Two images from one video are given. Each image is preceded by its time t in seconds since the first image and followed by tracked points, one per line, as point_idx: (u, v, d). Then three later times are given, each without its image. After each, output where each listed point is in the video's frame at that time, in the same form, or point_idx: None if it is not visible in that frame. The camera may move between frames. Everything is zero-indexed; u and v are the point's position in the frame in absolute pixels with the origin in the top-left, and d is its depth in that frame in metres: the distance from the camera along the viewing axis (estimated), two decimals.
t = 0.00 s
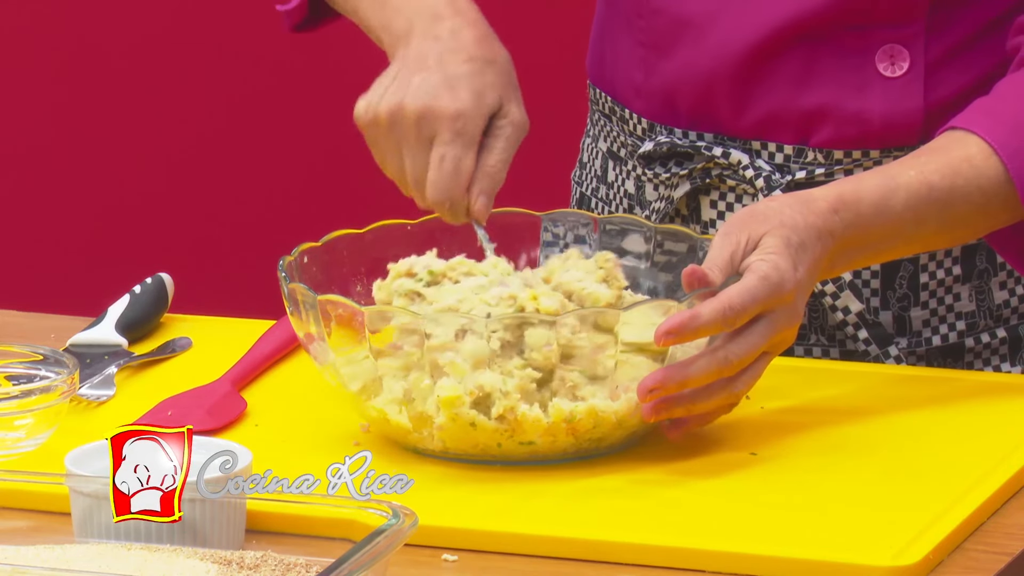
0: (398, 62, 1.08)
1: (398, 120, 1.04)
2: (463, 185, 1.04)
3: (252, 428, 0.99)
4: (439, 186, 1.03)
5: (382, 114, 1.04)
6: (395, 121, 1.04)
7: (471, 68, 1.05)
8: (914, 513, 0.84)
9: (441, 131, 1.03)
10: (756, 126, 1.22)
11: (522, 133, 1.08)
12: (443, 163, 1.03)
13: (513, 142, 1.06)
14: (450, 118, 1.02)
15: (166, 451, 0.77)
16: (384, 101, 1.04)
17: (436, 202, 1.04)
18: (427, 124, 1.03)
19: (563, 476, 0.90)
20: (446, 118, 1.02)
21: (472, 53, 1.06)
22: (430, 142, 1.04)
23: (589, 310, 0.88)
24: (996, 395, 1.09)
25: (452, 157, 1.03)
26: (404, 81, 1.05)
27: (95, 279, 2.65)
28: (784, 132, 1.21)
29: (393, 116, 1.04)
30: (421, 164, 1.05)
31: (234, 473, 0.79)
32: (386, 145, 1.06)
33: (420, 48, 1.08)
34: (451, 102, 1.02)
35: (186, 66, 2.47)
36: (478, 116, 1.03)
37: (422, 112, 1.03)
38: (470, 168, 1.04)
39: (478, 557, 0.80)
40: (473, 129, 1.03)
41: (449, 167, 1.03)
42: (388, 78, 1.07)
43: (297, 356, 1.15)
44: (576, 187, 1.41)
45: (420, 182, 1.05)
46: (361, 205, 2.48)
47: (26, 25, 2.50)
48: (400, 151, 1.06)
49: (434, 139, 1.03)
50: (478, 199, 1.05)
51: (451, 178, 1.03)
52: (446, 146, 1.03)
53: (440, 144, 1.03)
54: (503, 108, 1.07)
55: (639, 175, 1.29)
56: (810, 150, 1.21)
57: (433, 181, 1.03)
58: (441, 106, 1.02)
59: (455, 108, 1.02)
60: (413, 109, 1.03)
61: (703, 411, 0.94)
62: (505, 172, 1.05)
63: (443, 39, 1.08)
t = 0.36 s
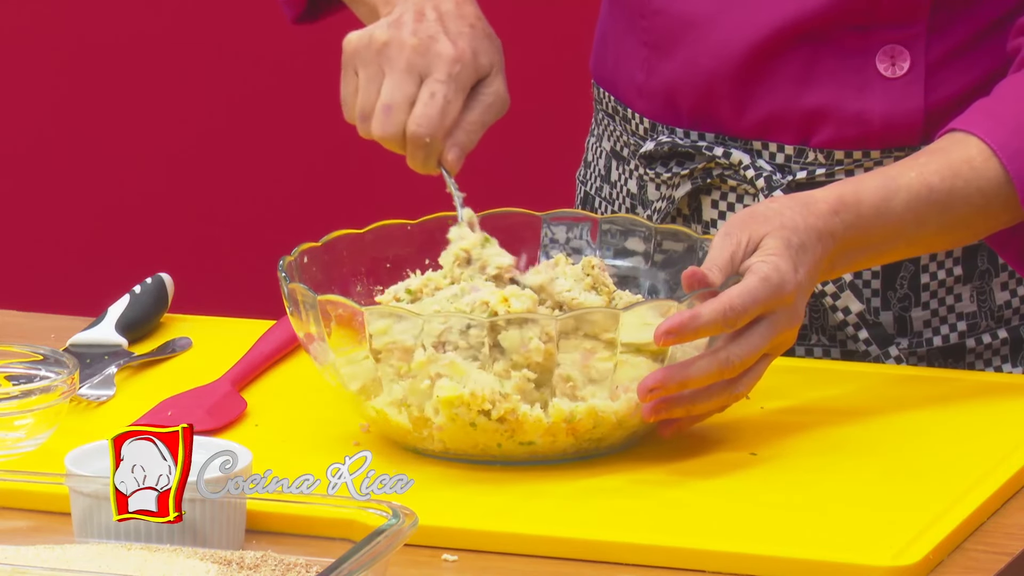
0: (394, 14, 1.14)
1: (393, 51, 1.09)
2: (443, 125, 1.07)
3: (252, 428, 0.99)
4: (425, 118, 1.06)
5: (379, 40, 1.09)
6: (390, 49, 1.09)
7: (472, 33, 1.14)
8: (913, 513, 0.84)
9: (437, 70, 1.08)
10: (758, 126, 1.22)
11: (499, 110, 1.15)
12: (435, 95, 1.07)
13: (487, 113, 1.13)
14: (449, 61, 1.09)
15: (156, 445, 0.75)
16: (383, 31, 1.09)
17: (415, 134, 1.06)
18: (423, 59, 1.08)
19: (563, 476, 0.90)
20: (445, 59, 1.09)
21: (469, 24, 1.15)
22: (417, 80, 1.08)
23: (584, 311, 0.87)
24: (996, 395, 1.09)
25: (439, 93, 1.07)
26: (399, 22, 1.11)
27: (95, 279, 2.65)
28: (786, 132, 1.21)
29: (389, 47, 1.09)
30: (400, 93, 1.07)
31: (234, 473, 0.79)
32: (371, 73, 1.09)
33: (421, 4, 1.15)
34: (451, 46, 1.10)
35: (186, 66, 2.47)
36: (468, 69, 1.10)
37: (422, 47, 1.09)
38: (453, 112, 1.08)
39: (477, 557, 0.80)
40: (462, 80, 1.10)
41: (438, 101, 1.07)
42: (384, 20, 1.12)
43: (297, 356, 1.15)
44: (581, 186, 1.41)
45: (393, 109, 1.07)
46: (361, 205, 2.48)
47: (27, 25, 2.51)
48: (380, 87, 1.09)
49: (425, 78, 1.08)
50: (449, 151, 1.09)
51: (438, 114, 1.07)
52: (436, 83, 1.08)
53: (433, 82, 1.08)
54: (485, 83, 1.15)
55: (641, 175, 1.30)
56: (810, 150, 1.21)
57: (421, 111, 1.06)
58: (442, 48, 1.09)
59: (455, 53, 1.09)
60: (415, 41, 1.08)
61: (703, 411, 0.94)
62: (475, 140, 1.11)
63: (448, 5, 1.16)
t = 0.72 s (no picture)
0: (426, 101, 1.02)
1: (428, 168, 0.99)
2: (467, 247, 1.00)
3: (252, 429, 0.99)
4: (454, 238, 0.98)
5: (413, 160, 0.98)
6: (423, 167, 0.99)
7: (502, 135, 1.03)
8: (912, 512, 0.84)
9: (469, 187, 1.00)
10: (755, 124, 1.22)
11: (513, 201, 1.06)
12: (464, 219, 0.99)
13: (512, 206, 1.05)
14: (484, 180, 1.00)
15: (149, 442, 0.74)
16: (417, 146, 0.99)
17: (439, 252, 0.99)
18: (455, 179, 1.00)
19: (563, 476, 0.90)
20: (478, 178, 1.00)
21: (504, 120, 1.05)
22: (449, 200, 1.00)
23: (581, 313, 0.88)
24: (996, 395, 1.09)
25: (472, 214, 0.99)
26: (433, 125, 1.00)
27: (95, 279, 2.65)
28: (783, 131, 1.21)
29: (423, 162, 0.99)
30: (428, 213, 1.00)
31: (234, 473, 0.79)
32: (404, 185, 1.00)
33: (455, 93, 1.03)
34: (489, 163, 1.00)
35: (186, 66, 2.47)
36: (504, 183, 1.01)
37: (456, 165, 0.99)
38: (479, 235, 1.00)
39: (477, 558, 0.80)
40: (492, 199, 1.01)
41: (469, 221, 0.99)
42: (413, 115, 1.01)
43: (298, 357, 1.15)
44: (581, 183, 1.41)
45: (420, 229, 1.00)
46: (361, 205, 2.48)
47: (27, 25, 2.51)
48: (406, 201, 1.01)
49: (454, 195, 1.00)
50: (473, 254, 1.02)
51: (468, 236, 0.99)
52: (467, 202, 0.99)
53: (465, 200, 1.00)
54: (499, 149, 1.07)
55: (639, 172, 1.30)
56: (807, 148, 1.21)
57: (447, 229, 0.98)
58: (476, 166, 1.00)
59: (491, 172, 1.00)
60: (452, 160, 0.99)
61: (704, 409, 0.94)
62: (498, 231, 1.04)
63: (477, 94, 1.04)
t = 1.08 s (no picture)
0: (410, 116, 0.92)
1: (422, 186, 0.86)
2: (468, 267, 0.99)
3: (252, 429, 0.99)
4: (457, 253, 0.87)
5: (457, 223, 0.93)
6: (418, 185, 0.86)
7: (495, 137, 0.92)
8: (913, 512, 0.84)
9: (464, 199, 0.88)
10: (756, 122, 1.22)
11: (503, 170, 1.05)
12: (470, 232, 0.87)
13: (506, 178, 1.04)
14: (479, 190, 0.87)
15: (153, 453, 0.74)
16: (407, 161, 0.86)
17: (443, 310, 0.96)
18: (449, 193, 0.87)
19: (563, 476, 0.90)
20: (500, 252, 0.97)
21: (499, 124, 0.93)
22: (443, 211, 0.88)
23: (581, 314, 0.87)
24: (996, 395, 1.09)
25: (477, 225, 0.88)
26: (421, 145, 0.88)
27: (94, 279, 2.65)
28: (783, 129, 1.21)
29: (416, 179, 0.86)
30: (431, 229, 0.88)
31: (234, 473, 0.79)
32: (397, 207, 0.87)
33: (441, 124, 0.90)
34: (481, 171, 0.88)
35: (186, 66, 2.47)
36: (500, 187, 0.89)
37: (450, 176, 0.87)
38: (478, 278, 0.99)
39: (477, 558, 0.80)
40: (494, 204, 0.89)
41: (470, 237, 0.87)
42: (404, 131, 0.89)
43: (297, 356, 1.15)
44: (584, 182, 1.41)
45: (430, 247, 0.88)
46: (361, 205, 2.48)
47: (27, 25, 2.50)
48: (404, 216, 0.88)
49: (452, 210, 0.88)
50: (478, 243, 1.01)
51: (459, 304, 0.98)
52: (465, 215, 0.88)
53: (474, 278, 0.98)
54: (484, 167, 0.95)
55: (640, 170, 1.29)
56: (808, 146, 1.21)
57: (450, 248, 0.87)
58: (469, 174, 0.87)
59: (489, 179, 0.88)
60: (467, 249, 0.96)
61: (704, 409, 0.94)
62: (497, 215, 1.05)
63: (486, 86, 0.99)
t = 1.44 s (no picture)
0: (354, 90, 0.92)
1: (349, 165, 0.87)
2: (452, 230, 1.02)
3: (252, 429, 0.99)
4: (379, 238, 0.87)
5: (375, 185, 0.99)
6: (345, 165, 0.87)
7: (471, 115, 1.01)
8: (913, 512, 0.84)
9: (389, 186, 0.88)
10: (761, 124, 1.22)
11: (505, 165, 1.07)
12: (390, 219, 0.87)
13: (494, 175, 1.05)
14: (405, 177, 0.88)
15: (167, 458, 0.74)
16: (337, 138, 0.87)
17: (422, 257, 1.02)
18: (376, 176, 0.88)
19: (563, 476, 0.90)
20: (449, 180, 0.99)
21: (436, 111, 0.93)
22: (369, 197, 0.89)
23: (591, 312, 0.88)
24: (997, 394, 1.09)
25: (399, 212, 0.88)
26: (359, 120, 0.89)
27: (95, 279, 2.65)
28: (787, 131, 1.21)
29: (345, 159, 0.87)
30: (354, 207, 0.88)
31: (234, 473, 0.79)
32: (328, 180, 0.88)
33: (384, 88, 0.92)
34: (411, 158, 0.88)
35: (186, 66, 2.47)
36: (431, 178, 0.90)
37: (376, 161, 0.87)
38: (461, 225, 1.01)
39: (478, 558, 0.80)
40: (417, 194, 0.89)
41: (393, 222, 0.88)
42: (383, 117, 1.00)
43: (297, 356, 1.15)
44: (582, 184, 1.41)
45: (349, 227, 0.89)
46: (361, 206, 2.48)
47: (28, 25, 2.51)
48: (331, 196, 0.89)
49: (375, 195, 0.88)
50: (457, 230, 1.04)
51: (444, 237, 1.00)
52: (389, 200, 0.88)
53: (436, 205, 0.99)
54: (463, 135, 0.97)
55: (642, 173, 1.29)
56: (810, 149, 1.21)
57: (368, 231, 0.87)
58: (396, 162, 0.87)
59: (416, 165, 0.88)
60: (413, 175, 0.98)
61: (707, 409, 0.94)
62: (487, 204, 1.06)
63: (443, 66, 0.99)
